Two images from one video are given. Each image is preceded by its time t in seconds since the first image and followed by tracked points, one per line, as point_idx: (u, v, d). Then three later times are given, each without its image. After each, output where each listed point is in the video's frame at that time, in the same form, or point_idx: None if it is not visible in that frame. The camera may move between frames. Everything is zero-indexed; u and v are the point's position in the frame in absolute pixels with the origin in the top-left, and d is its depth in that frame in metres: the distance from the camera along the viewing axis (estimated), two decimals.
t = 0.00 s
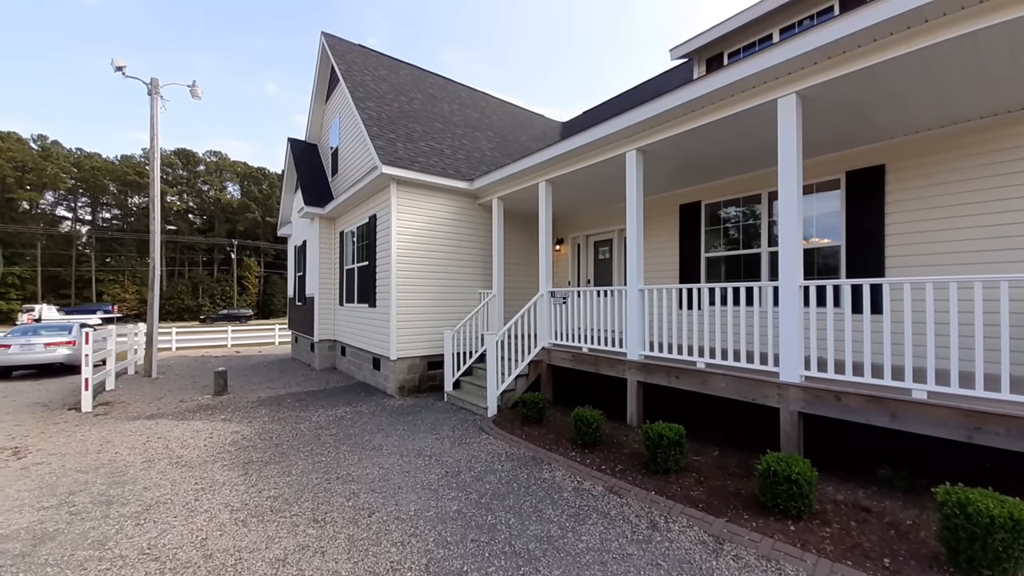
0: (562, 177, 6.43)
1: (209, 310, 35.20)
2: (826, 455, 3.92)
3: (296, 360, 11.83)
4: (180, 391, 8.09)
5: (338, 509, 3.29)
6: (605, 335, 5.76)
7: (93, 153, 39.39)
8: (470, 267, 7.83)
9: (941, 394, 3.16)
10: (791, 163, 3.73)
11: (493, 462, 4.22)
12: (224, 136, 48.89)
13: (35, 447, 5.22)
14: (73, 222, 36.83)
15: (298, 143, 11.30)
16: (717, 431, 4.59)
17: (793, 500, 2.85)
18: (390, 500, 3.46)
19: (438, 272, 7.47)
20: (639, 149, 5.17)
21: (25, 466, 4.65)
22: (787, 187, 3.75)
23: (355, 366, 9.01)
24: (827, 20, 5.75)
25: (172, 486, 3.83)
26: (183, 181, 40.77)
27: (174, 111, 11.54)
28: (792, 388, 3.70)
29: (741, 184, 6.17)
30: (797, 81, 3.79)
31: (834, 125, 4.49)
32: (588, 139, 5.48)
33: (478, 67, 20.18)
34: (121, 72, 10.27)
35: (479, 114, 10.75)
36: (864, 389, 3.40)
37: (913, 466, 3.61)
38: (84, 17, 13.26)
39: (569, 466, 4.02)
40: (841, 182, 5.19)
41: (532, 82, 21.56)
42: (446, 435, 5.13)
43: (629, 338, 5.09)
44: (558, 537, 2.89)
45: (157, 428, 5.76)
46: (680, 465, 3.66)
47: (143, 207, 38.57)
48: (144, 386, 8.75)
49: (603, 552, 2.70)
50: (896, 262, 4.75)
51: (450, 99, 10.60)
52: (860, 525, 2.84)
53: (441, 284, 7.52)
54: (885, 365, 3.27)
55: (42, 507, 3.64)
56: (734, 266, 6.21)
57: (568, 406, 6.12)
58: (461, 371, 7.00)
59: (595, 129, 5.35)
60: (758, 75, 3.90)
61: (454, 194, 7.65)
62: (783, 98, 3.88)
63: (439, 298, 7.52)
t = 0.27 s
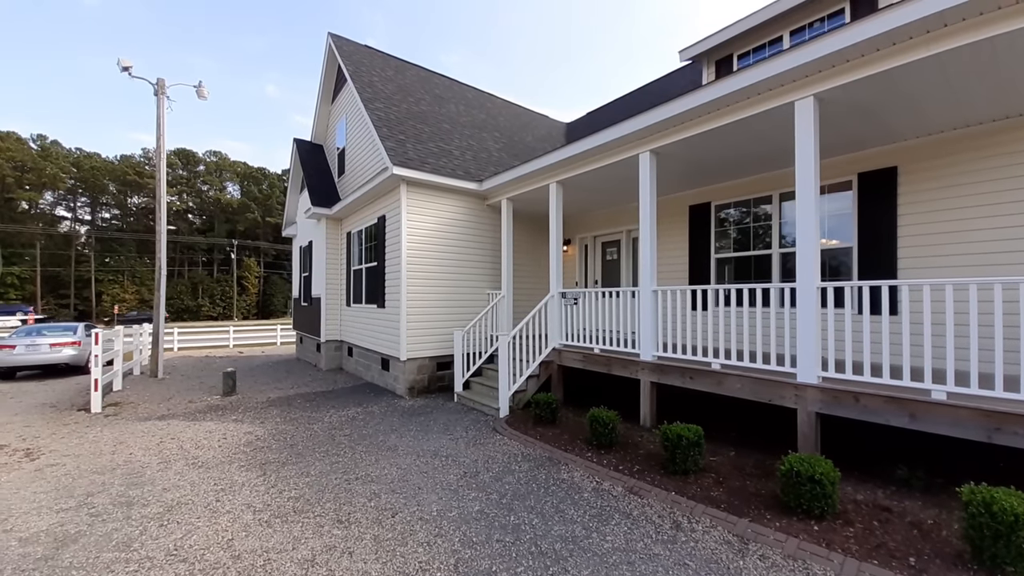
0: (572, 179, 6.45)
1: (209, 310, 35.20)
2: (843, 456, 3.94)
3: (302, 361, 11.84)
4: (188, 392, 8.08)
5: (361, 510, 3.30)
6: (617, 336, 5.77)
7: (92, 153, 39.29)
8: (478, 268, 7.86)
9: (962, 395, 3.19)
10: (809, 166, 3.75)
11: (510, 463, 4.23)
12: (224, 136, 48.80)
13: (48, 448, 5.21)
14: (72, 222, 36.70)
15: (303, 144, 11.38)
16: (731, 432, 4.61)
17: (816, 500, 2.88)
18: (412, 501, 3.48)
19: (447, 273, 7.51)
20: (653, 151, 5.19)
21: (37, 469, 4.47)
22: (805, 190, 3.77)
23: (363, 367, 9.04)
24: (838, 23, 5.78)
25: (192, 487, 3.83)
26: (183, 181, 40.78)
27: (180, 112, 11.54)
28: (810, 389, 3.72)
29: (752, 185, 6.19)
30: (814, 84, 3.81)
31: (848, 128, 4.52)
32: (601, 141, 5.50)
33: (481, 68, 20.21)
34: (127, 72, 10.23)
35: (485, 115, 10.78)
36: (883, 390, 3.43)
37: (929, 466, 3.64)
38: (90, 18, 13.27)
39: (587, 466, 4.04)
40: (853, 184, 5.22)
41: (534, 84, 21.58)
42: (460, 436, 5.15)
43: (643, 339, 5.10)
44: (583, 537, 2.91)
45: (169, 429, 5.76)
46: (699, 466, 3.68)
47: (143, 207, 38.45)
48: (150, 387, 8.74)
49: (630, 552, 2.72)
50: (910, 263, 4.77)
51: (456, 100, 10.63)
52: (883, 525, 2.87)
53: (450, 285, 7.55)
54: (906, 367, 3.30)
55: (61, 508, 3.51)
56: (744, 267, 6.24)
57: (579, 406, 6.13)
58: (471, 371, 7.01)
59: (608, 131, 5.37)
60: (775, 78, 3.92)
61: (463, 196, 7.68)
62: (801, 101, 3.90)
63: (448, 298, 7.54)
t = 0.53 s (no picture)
0: (579, 179, 6.46)
1: (204, 310, 35.02)
2: (854, 454, 3.97)
3: (302, 361, 11.78)
4: (190, 393, 8.03)
5: (378, 510, 3.30)
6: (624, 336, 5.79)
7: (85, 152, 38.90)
8: (483, 268, 7.88)
9: (975, 394, 3.22)
10: (822, 167, 3.78)
11: (523, 462, 4.24)
12: (219, 135, 48.42)
13: (52, 449, 5.13)
14: (64, 221, 36.31)
15: (304, 143, 11.42)
16: (740, 430, 4.65)
17: (833, 498, 2.90)
18: (428, 501, 3.48)
19: (453, 272, 7.51)
20: (661, 151, 5.21)
21: (45, 470, 4.44)
22: (817, 191, 3.80)
23: (366, 367, 9.02)
24: (844, 26, 5.84)
25: (204, 489, 3.78)
26: (178, 181, 40.57)
27: (180, 111, 11.46)
28: (822, 388, 3.75)
29: (757, 186, 6.23)
30: (826, 86, 3.83)
31: (857, 129, 4.56)
32: (609, 142, 5.51)
33: (480, 69, 20.18)
34: (127, 70, 10.10)
35: (488, 115, 10.79)
36: (895, 389, 3.46)
37: (938, 463, 3.69)
38: (88, 17, 13.13)
39: (601, 465, 4.06)
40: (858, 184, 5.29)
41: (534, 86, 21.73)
42: (469, 436, 5.15)
43: (652, 339, 5.11)
44: (603, 536, 2.92)
45: (175, 429, 5.72)
46: (713, 465, 3.70)
47: (137, 206, 38.07)
48: (152, 388, 8.68)
49: (651, 550, 2.73)
50: (917, 263, 4.82)
51: (459, 100, 10.63)
52: (900, 522, 2.90)
53: (455, 285, 7.55)
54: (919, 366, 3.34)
55: (72, 512, 3.42)
56: (749, 267, 6.29)
57: (586, 406, 6.14)
58: (477, 371, 7.01)
59: (617, 132, 5.38)
60: (787, 80, 3.93)
61: (468, 196, 7.70)
62: (812, 102, 3.92)
63: (454, 298, 7.55)
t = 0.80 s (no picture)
0: (586, 175, 6.40)
1: (201, 309, 34.82)
2: (871, 452, 3.93)
3: (304, 360, 11.69)
4: (192, 392, 7.93)
5: (392, 510, 3.24)
6: (633, 333, 5.73)
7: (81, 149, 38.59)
8: (488, 265, 7.83)
9: (996, 390, 3.19)
10: (839, 162, 3.73)
11: (535, 461, 4.19)
12: (216, 133, 48.09)
13: (54, 449, 5.04)
14: (60, 220, 36.00)
15: (306, 140, 11.35)
16: (753, 428, 4.60)
17: (856, 496, 2.86)
18: (442, 500, 3.41)
19: (457, 269, 7.46)
20: (672, 147, 5.14)
21: (47, 471, 4.35)
22: (835, 186, 3.75)
23: (369, 365, 8.96)
24: (854, 21, 5.79)
25: (212, 488, 3.69)
26: (175, 179, 40.31)
27: (179, 107, 11.34)
28: (839, 385, 3.70)
29: (766, 182, 6.18)
30: (843, 79, 3.76)
31: (871, 124, 4.52)
32: (619, 137, 5.44)
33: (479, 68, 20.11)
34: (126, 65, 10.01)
35: (491, 112, 10.73)
36: (915, 385, 3.42)
37: (957, 460, 3.66)
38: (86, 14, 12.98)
39: (615, 464, 4.00)
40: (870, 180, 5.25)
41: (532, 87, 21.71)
42: (478, 434, 5.09)
43: (663, 336, 5.05)
44: (624, 536, 2.87)
45: (178, 429, 5.64)
46: (730, 463, 3.65)
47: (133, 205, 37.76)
48: (152, 387, 8.57)
49: (674, 550, 2.68)
50: (931, 259, 4.78)
51: (461, 96, 10.56)
52: (925, 520, 2.86)
53: (460, 282, 7.50)
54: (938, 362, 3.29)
55: (77, 513, 3.35)
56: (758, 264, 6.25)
57: (595, 404, 6.08)
58: (483, 369, 6.95)
59: (627, 127, 5.31)
60: (803, 73, 3.87)
61: (473, 192, 7.63)
62: (829, 96, 3.85)
63: (459, 296, 7.49)
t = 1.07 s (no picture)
0: (594, 173, 6.30)
1: (201, 309, 34.75)
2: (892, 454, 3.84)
3: (306, 361, 11.60)
4: (194, 393, 7.83)
5: (404, 516, 3.15)
6: (643, 333, 5.63)
7: (80, 149, 38.45)
8: (493, 264, 7.75)
9: None
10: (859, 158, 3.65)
11: (548, 464, 4.10)
12: (216, 133, 47.93)
13: (55, 452, 4.94)
14: (59, 220, 35.87)
15: (308, 138, 11.27)
16: (769, 429, 4.51)
17: (884, 501, 2.78)
18: (454, 505, 3.33)
19: (463, 267, 7.38)
20: (684, 144, 5.05)
21: (48, 474, 4.25)
22: (855, 183, 3.66)
23: (373, 365, 8.87)
24: (868, 15, 5.68)
25: (218, 493, 3.59)
26: (174, 179, 40.15)
27: (181, 105, 11.23)
28: (860, 386, 3.62)
29: (778, 179, 6.09)
30: (864, 73, 3.66)
31: (890, 119, 4.42)
32: (629, 134, 5.35)
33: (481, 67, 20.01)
34: (126, 63, 9.88)
35: (494, 109, 10.65)
36: (940, 386, 3.33)
37: (980, 463, 3.57)
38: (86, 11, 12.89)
39: (629, 467, 3.91)
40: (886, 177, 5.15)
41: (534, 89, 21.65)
42: (488, 436, 5.01)
43: (675, 336, 4.95)
44: (645, 543, 2.78)
45: (181, 430, 5.55)
46: (748, 466, 3.56)
47: (132, 205, 37.61)
48: (154, 387, 8.48)
49: (699, 558, 2.59)
50: (950, 257, 4.68)
51: (465, 93, 10.47)
52: (955, 525, 2.77)
53: (466, 281, 7.41)
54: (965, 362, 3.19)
55: (79, 518, 3.25)
56: (769, 262, 6.16)
57: (604, 405, 5.99)
58: (489, 369, 6.85)
59: (637, 124, 5.22)
60: (822, 67, 3.77)
61: (479, 190, 7.55)
62: (849, 91, 3.75)
63: (464, 294, 7.40)
